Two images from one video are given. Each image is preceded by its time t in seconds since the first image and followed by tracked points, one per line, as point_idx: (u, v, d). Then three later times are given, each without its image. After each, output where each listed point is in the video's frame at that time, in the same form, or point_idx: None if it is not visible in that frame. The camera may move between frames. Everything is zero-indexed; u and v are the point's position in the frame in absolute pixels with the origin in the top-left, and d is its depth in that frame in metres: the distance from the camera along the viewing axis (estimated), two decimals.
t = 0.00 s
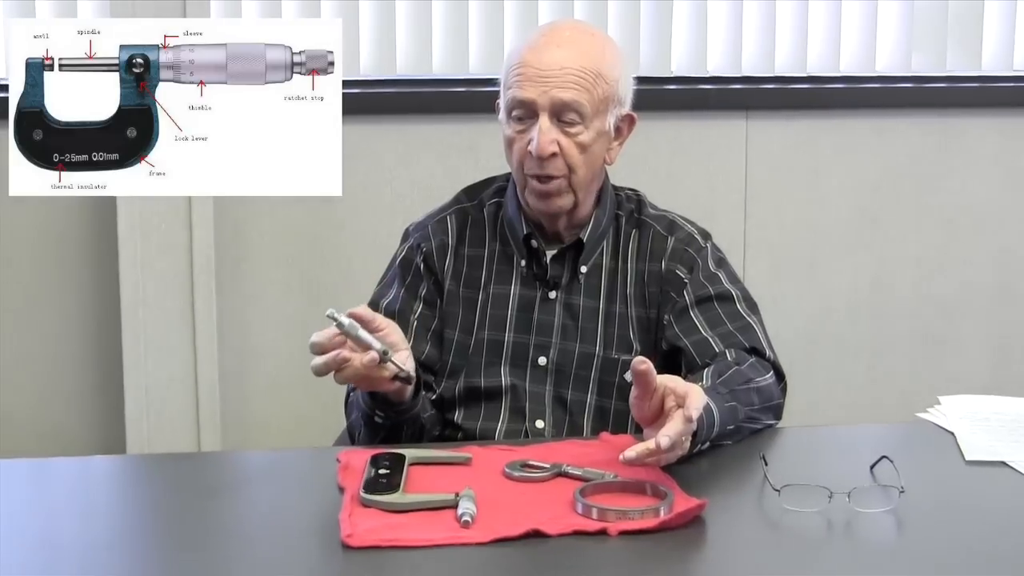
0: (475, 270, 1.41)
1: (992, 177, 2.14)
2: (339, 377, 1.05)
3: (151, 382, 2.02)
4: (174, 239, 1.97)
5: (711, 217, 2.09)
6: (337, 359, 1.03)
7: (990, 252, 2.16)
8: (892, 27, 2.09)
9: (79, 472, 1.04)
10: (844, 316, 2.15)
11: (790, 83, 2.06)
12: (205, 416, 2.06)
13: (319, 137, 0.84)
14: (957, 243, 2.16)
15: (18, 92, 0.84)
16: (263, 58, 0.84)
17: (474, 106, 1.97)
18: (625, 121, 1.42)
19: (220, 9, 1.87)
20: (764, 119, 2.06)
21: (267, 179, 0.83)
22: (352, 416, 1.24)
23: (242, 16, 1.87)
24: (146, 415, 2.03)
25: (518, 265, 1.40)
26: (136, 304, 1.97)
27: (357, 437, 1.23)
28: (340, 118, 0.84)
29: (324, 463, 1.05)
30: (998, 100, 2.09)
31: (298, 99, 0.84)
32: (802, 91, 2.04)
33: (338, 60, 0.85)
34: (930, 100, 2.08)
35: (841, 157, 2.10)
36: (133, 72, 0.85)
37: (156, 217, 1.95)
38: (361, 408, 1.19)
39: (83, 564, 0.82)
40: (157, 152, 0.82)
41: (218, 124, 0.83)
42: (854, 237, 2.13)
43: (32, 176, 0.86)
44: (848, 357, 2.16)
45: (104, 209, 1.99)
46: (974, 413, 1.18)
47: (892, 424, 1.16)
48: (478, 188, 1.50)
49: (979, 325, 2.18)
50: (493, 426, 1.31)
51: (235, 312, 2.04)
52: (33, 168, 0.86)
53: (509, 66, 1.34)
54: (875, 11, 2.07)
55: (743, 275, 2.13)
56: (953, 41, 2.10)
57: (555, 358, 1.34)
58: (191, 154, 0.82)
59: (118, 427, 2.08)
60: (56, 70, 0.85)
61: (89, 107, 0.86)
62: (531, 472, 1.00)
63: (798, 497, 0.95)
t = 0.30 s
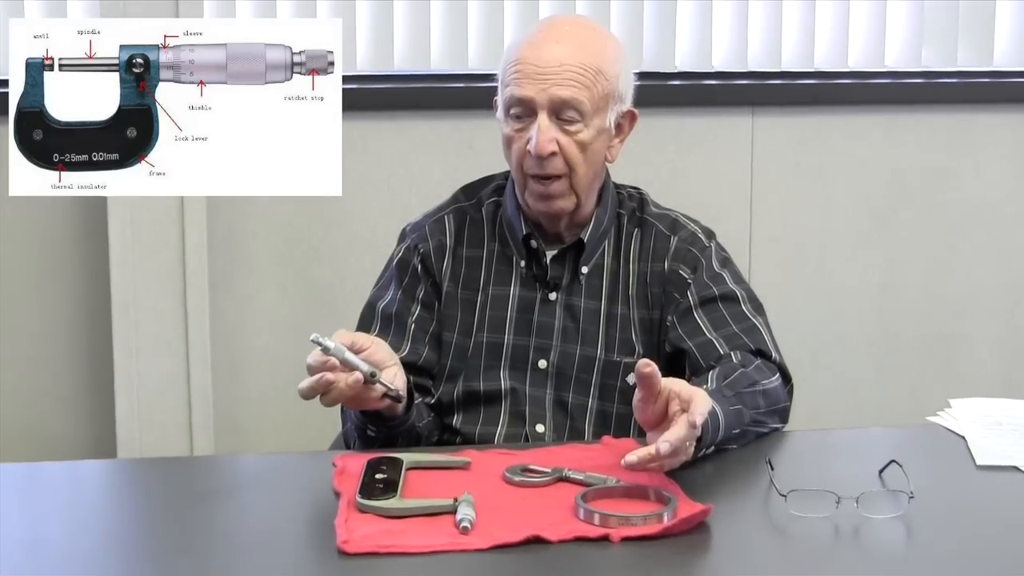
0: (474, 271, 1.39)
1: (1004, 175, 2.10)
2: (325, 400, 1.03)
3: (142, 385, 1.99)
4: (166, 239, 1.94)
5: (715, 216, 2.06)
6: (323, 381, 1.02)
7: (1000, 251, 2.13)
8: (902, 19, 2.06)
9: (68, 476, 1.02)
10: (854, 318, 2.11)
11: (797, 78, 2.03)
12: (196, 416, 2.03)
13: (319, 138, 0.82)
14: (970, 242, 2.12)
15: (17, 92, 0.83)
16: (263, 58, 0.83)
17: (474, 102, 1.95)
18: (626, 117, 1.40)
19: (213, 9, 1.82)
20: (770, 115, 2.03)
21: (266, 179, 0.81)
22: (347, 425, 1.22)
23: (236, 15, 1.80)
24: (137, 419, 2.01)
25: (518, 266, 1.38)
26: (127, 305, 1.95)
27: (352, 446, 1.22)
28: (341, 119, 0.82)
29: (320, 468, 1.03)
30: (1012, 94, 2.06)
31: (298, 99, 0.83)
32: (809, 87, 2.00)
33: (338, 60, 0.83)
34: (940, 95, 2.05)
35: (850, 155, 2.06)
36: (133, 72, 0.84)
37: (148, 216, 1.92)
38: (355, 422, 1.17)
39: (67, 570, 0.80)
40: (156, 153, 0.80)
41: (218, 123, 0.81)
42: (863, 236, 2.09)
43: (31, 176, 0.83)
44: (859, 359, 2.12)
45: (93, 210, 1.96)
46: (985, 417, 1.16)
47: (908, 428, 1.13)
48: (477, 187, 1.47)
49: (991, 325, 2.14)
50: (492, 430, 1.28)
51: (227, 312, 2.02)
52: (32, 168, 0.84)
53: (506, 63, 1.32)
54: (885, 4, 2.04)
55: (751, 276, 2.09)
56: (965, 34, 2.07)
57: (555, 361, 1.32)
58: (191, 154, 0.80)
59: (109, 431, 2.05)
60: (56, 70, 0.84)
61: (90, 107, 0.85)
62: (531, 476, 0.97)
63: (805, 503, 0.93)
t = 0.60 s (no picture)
0: (474, 271, 1.36)
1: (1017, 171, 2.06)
2: (308, 404, 1.01)
3: (132, 388, 1.96)
4: (157, 239, 1.92)
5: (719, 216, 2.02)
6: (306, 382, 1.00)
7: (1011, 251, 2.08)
8: (912, 14, 2.02)
9: (57, 482, 1.00)
10: (865, 320, 2.07)
11: (804, 74, 1.99)
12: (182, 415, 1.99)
13: (320, 138, 0.86)
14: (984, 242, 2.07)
15: (17, 92, 0.86)
16: (263, 57, 0.87)
17: (473, 98, 1.91)
18: (630, 110, 1.38)
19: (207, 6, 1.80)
20: (776, 110, 1.99)
21: (268, 180, 0.85)
22: (344, 430, 1.20)
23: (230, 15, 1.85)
24: (127, 423, 1.97)
25: (518, 266, 1.36)
26: (117, 306, 1.92)
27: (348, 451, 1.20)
28: (341, 117, 0.86)
29: (314, 473, 1.01)
30: None
31: (298, 99, 0.86)
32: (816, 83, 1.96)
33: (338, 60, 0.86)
34: (952, 91, 2.00)
35: (860, 152, 2.02)
36: (133, 72, 0.87)
37: (139, 215, 1.90)
38: (351, 427, 1.15)
39: None
40: (156, 153, 0.83)
41: (217, 124, 0.84)
42: (876, 235, 2.05)
43: (32, 176, 0.86)
44: (870, 361, 2.08)
45: (83, 211, 1.94)
46: (996, 421, 1.14)
47: (926, 435, 1.10)
48: (476, 185, 1.45)
49: (1003, 326, 2.09)
50: (492, 435, 1.26)
51: (219, 314, 1.98)
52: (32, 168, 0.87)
53: (510, 60, 1.30)
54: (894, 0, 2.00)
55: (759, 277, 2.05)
56: (975, 30, 2.03)
57: (557, 364, 1.30)
58: (191, 155, 0.83)
59: (98, 435, 2.02)
60: (56, 70, 0.87)
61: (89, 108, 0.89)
62: (532, 481, 0.95)
63: (812, 509, 0.90)
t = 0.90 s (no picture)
0: (473, 272, 1.34)
1: None
2: (308, 399, 0.99)
3: (124, 389, 1.94)
4: (149, 238, 1.89)
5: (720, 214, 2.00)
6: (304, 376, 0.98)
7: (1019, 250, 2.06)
8: (922, 11, 1.98)
9: (44, 487, 0.97)
10: (874, 321, 2.04)
11: (810, 70, 1.96)
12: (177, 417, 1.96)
13: (319, 134, 0.99)
14: (997, 241, 2.03)
15: (18, 92, 0.96)
16: (263, 58, 1.01)
17: (473, 93, 1.88)
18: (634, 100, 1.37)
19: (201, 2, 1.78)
20: (782, 106, 1.96)
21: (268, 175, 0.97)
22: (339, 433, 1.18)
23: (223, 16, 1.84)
24: (118, 425, 1.95)
25: (518, 266, 1.34)
26: (108, 307, 1.90)
27: (344, 455, 1.18)
28: (339, 115, 0.99)
29: (309, 478, 0.99)
30: None
31: (298, 99, 0.99)
32: (824, 78, 1.93)
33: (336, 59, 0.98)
34: (963, 86, 1.97)
35: (870, 148, 1.99)
36: (133, 73, 1.00)
37: (130, 214, 1.87)
38: (348, 429, 1.13)
39: None
40: (156, 153, 0.93)
41: (217, 124, 0.96)
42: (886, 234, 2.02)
43: (32, 176, 0.95)
44: (878, 363, 2.05)
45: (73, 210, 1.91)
46: (1009, 426, 1.11)
47: (940, 440, 1.07)
48: (474, 183, 1.43)
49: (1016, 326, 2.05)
50: (491, 438, 1.24)
51: (212, 314, 1.95)
52: (32, 168, 0.95)
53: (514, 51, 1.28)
54: None
55: (765, 277, 2.02)
56: (987, 26, 1.99)
57: (558, 366, 1.28)
58: (191, 153, 0.94)
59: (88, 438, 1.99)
60: (55, 70, 0.98)
61: (90, 107, 1.02)
62: (532, 487, 0.93)
63: (820, 515, 0.88)
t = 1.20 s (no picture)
0: (472, 272, 1.32)
1: None
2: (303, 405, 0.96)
3: (118, 391, 1.91)
4: (140, 236, 1.87)
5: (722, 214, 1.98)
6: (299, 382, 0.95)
7: None
8: (933, 7, 1.96)
9: (34, 492, 0.95)
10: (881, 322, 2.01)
11: (817, 64, 1.94)
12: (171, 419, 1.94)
13: (320, 135, 0.97)
14: (1004, 240, 2.01)
15: (18, 92, 0.94)
16: (263, 58, 0.98)
17: (473, 89, 1.86)
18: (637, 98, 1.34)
19: None
20: (789, 101, 1.94)
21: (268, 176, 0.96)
22: (336, 438, 1.17)
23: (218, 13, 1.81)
24: (111, 428, 1.93)
25: (518, 267, 1.32)
26: (100, 307, 1.87)
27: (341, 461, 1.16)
28: (340, 114, 0.97)
29: (305, 483, 0.97)
30: None
31: (298, 98, 0.97)
32: (833, 73, 1.91)
33: (336, 59, 0.96)
34: (972, 82, 1.94)
35: (875, 147, 1.97)
36: (133, 72, 0.98)
37: (121, 213, 1.85)
38: (345, 433, 1.12)
39: None
40: (156, 153, 0.92)
41: (218, 125, 0.94)
42: (893, 233, 1.99)
43: (32, 176, 0.94)
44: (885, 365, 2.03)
45: (65, 209, 1.89)
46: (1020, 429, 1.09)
47: (950, 444, 1.05)
48: (473, 181, 1.41)
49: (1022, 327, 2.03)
50: (491, 443, 1.22)
51: (207, 314, 1.93)
52: (32, 169, 0.95)
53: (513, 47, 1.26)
54: None
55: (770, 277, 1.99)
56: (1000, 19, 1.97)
57: (559, 369, 1.26)
58: (191, 153, 0.93)
59: (81, 440, 1.97)
60: (56, 70, 0.97)
61: (91, 108, 1.00)
62: (533, 492, 0.91)
63: (828, 521, 0.86)
